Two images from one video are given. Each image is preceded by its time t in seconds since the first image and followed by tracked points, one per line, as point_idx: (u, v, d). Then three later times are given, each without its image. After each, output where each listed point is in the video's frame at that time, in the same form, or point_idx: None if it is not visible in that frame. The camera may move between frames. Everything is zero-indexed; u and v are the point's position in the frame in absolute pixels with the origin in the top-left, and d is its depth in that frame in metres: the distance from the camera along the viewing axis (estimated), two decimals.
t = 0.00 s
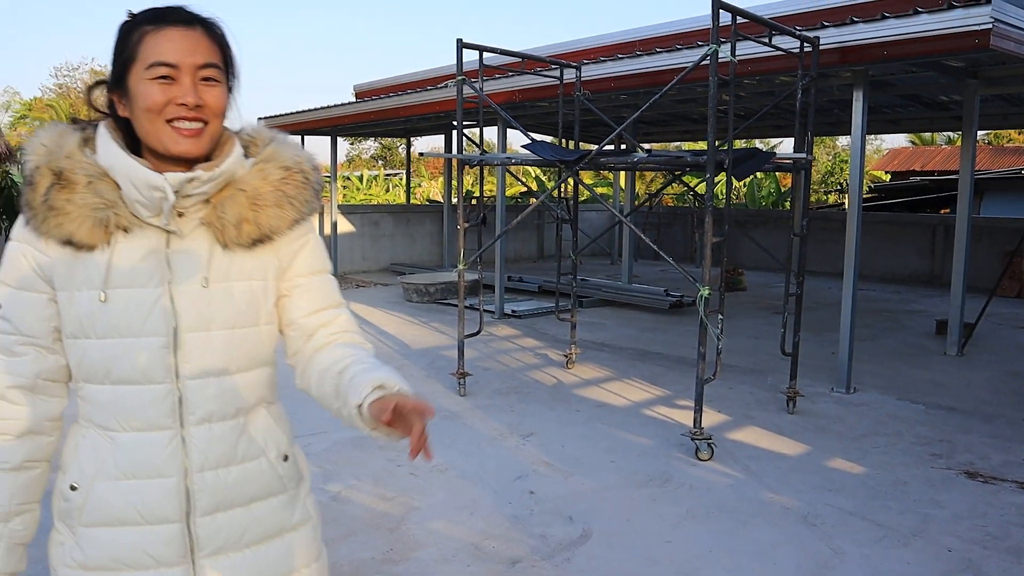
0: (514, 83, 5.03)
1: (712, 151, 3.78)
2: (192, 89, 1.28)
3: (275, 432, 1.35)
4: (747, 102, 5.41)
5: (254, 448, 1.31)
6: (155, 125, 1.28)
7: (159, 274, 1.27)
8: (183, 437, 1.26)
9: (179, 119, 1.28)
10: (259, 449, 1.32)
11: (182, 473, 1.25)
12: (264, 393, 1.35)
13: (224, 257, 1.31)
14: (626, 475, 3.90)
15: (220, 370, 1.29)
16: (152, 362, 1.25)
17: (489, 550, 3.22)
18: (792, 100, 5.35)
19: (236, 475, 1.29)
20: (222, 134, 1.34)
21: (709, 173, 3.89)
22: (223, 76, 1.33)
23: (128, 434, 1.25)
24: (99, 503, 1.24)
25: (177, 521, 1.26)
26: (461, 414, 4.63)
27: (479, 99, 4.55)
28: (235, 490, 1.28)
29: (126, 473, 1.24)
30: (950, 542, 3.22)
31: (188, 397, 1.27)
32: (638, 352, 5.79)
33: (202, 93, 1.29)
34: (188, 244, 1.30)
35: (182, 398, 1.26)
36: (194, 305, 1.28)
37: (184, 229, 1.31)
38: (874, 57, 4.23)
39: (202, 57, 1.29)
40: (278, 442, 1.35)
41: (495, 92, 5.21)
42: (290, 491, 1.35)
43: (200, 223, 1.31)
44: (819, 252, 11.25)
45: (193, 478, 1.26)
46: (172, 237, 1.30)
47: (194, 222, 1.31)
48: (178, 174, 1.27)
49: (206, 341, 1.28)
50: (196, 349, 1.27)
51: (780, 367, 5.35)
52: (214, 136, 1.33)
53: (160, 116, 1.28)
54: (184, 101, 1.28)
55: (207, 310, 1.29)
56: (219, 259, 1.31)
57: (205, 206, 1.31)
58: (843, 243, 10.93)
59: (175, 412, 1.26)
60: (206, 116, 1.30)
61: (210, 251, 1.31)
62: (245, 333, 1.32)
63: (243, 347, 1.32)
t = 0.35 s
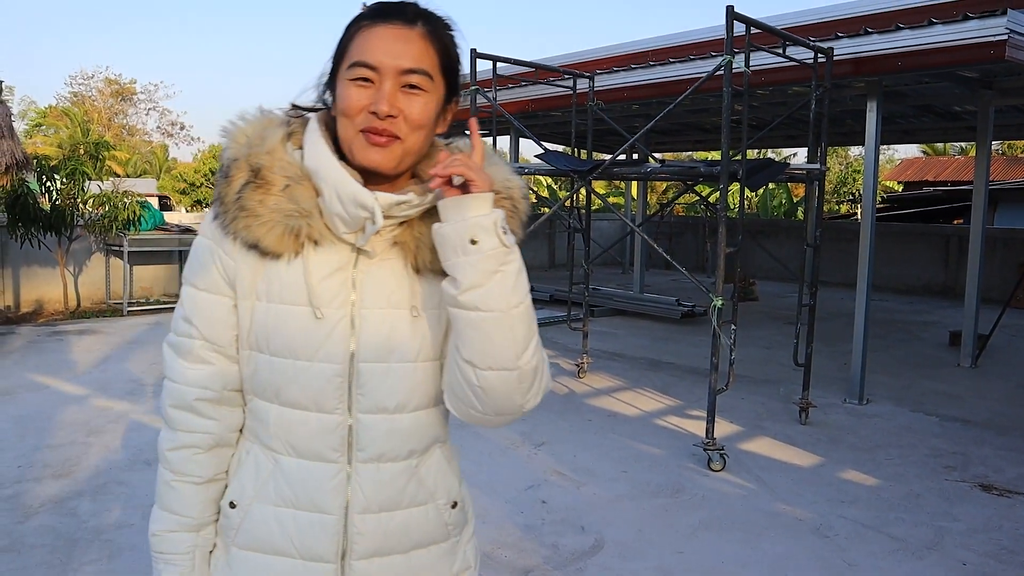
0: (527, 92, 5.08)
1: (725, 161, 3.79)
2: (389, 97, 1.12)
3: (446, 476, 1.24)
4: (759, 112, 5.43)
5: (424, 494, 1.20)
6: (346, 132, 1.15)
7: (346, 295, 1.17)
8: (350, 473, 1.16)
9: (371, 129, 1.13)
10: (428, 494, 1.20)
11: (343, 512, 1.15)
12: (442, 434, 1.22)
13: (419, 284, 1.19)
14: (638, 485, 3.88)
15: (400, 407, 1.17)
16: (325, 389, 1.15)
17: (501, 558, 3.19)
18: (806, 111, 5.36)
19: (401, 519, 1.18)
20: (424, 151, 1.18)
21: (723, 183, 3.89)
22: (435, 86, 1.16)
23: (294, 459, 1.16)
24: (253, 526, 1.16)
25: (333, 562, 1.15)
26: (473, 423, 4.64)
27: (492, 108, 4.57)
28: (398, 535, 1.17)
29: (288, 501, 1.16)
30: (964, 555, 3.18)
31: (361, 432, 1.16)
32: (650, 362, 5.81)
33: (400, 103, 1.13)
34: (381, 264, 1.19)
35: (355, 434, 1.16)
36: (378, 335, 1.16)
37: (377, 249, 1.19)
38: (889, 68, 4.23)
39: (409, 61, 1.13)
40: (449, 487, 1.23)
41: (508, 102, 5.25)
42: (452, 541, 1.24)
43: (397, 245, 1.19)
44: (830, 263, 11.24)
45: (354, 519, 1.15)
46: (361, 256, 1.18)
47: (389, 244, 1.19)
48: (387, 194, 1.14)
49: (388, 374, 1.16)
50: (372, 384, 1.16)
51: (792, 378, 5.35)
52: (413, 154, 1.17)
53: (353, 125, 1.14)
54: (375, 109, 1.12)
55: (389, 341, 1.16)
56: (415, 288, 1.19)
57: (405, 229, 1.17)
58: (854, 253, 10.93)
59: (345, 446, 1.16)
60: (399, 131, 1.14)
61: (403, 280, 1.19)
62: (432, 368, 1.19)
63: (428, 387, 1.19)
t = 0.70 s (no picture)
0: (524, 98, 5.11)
1: (722, 169, 3.80)
2: (448, 97, 1.14)
3: (511, 498, 1.27)
4: (756, 119, 5.46)
5: (485, 517, 1.23)
6: (410, 137, 1.18)
7: (420, 311, 1.20)
8: (411, 491, 1.20)
9: (431, 132, 1.15)
10: (489, 518, 1.24)
11: (401, 530, 1.19)
12: (507, 458, 1.25)
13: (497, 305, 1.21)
14: (636, 492, 3.87)
15: (468, 429, 1.20)
16: (392, 406, 1.18)
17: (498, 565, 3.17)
18: (803, 118, 5.39)
19: (459, 541, 1.21)
20: (488, 154, 1.18)
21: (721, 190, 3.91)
22: (502, 85, 1.16)
23: (356, 471, 1.21)
24: (311, 532, 1.22)
25: None
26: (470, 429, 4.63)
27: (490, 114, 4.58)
28: (454, 555, 1.21)
29: (348, 512, 1.21)
30: (962, 563, 3.17)
31: (426, 453, 1.19)
32: (647, 368, 5.81)
33: (459, 104, 1.14)
34: (457, 284, 1.22)
35: (420, 454, 1.19)
36: (449, 356, 1.19)
37: (456, 266, 1.21)
38: (887, 75, 4.24)
39: (471, 59, 1.14)
40: (512, 510, 1.26)
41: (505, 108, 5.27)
42: (511, 562, 1.27)
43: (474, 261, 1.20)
44: (827, 269, 11.26)
45: (412, 539, 1.19)
46: (437, 274, 1.22)
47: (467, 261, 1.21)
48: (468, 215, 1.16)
49: (458, 396, 1.19)
50: (440, 406, 1.18)
51: (789, 385, 5.35)
52: (478, 158, 1.17)
53: (417, 128, 1.17)
54: (433, 110, 1.13)
55: (459, 364, 1.19)
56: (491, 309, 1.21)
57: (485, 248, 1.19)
58: (851, 260, 10.95)
59: (408, 465, 1.20)
60: (458, 133, 1.15)
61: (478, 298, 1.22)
62: (500, 391, 1.22)
63: (495, 411, 1.21)
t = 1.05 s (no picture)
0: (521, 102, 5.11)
1: (720, 171, 3.81)
2: (446, 85, 1.14)
3: (522, 510, 1.26)
4: (753, 121, 5.47)
5: (495, 529, 1.23)
6: (408, 129, 1.18)
7: (429, 320, 1.21)
8: (421, 506, 1.20)
9: (430, 122, 1.16)
10: (500, 529, 1.23)
11: (411, 545, 1.19)
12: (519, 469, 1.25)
13: (509, 315, 1.21)
14: (635, 496, 3.86)
15: (481, 441, 1.20)
16: (402, 418, 1.19)
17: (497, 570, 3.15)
18: (799, 120, 5.40)
19: (470, 555, 1.21)
20: (489, 142, 1.17)
21: (719, 193, 3.91)
22: (501, 74, 1.16)
23: (366, 485, 1.22)
24: (320, 546, 1.22)
25: None
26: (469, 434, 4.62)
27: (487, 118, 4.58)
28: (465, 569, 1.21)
29: (357, 526, 1.21)
30: (962, 564, 3.17)
31: (436, 466, 1.19)
32: (645, 372, 5.81)
33: (457, 92, 1.14)
34: (467, 293, 1.22)
35: (431, 467, 1.19)
36: (459, 367, 1.19)
37: (465, 274, 1.22)
38: (884, 78, 4.25)
39: (468, 47, 1.15)
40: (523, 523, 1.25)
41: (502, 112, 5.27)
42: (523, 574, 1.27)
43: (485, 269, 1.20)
44: (824, 272, 11.29)
45: (422, 553, 1.19)
46: (446, 282, 1.22)
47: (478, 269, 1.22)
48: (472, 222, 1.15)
49: (468, 409, 1.19)
50: (450, 418, 1.18)
51: (788, 388, 5.36)
52: (479, 149, 1.17)
53: (415, 121, 1.17)
54: (431, 98, 1.14)
55: (470, 375, 1.19)
56: (502, 319, 1.21)
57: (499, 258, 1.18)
58: (849, 262, 10.97)
59: (418, 480, 1.20)
60: (458, 121, 1.14)
61: (489, 307, 1.22)
62: (512, 401, 1.21)
63: (508, 423, 1.21)
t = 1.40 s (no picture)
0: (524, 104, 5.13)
1: (722, 174, 3.81)
2: (456, 77, 1.15)
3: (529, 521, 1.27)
4: (755, 123, 5.48)
5: (502, 540, 1.23)
6: (417, 122, 1.17)
7: (437, 325, 1.21)
8: (428, 514, 1.20)
9: (439, 115, 1.15)
10: (506, 540, 1.23)
11: (418, 555, 1.19)
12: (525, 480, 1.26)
13: (516, 321, 1.21)
14: (638, 497, 3.85)
15: (488, 450, 1.20)
16: (410, 424, 1.19)
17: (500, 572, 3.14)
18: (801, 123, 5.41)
19: (478, 565, 1.21)
20: (497, 135, 1.18)
21: (721, 196, 3.91)
22: (508, 64, 1.18)
23: (373, 494, 1.22)
24: (326, 554, 1.22)
25: None
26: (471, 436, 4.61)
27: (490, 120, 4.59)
28: None
29: (364, 534, 1.21)
30: (965, 567, 3.16)
31: (444, 475, 1.19)
32: (648, 374, 5.82)
33: (468, 84, 1.15)
34: (474, 298, 1.22)
35: (439, 475, 1.20)
36: (467, 372, 1.19)
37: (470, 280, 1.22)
38: (885, 80, 4.26)
39: (475, 39, 1.16)
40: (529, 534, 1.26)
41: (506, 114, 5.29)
42: None
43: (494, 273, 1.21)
44: (826, 274, 11.30)
45: (429, 563, 1.19)
46: (453, 287, 1.22)
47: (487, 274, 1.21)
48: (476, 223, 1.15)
49: (475, 415, 1.19)
50: (458, 425, 1.19)
51: (790, 390, 5.36)
52: (488, 140, 1.17)
53: (423, 113, 1.17)
54: (440, 91, 1.14)
55: (477, 382, 1.19)
56: (510, 324, 1.21)
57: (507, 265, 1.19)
58: (850, 265, 10.98)
59: (426, 488, 1.20)
60: (469, 113, 1.15)
61: (496, 312, 1.22)
62: (520, 409, 1.22)
63: (515, 431, 1.22)
